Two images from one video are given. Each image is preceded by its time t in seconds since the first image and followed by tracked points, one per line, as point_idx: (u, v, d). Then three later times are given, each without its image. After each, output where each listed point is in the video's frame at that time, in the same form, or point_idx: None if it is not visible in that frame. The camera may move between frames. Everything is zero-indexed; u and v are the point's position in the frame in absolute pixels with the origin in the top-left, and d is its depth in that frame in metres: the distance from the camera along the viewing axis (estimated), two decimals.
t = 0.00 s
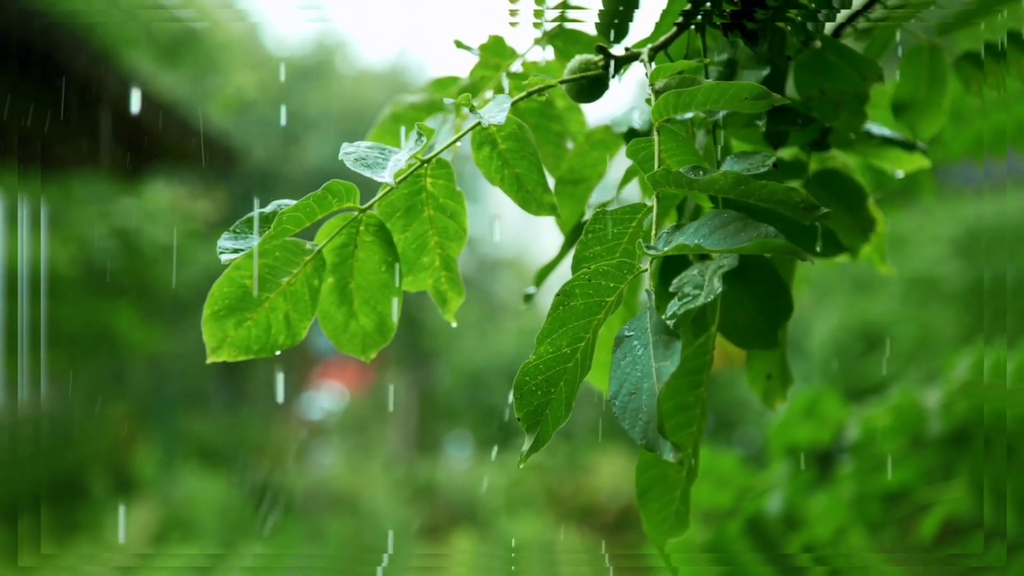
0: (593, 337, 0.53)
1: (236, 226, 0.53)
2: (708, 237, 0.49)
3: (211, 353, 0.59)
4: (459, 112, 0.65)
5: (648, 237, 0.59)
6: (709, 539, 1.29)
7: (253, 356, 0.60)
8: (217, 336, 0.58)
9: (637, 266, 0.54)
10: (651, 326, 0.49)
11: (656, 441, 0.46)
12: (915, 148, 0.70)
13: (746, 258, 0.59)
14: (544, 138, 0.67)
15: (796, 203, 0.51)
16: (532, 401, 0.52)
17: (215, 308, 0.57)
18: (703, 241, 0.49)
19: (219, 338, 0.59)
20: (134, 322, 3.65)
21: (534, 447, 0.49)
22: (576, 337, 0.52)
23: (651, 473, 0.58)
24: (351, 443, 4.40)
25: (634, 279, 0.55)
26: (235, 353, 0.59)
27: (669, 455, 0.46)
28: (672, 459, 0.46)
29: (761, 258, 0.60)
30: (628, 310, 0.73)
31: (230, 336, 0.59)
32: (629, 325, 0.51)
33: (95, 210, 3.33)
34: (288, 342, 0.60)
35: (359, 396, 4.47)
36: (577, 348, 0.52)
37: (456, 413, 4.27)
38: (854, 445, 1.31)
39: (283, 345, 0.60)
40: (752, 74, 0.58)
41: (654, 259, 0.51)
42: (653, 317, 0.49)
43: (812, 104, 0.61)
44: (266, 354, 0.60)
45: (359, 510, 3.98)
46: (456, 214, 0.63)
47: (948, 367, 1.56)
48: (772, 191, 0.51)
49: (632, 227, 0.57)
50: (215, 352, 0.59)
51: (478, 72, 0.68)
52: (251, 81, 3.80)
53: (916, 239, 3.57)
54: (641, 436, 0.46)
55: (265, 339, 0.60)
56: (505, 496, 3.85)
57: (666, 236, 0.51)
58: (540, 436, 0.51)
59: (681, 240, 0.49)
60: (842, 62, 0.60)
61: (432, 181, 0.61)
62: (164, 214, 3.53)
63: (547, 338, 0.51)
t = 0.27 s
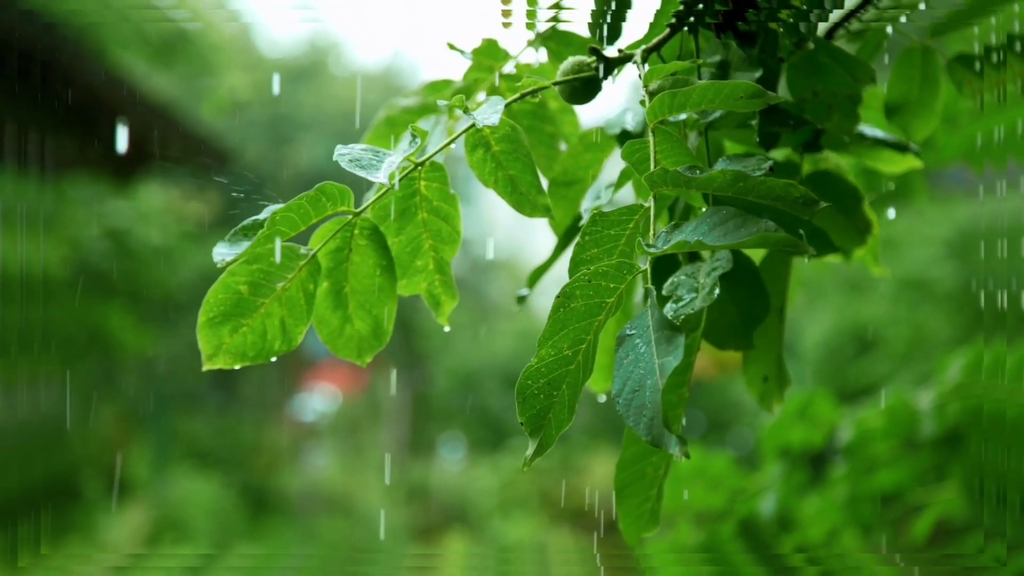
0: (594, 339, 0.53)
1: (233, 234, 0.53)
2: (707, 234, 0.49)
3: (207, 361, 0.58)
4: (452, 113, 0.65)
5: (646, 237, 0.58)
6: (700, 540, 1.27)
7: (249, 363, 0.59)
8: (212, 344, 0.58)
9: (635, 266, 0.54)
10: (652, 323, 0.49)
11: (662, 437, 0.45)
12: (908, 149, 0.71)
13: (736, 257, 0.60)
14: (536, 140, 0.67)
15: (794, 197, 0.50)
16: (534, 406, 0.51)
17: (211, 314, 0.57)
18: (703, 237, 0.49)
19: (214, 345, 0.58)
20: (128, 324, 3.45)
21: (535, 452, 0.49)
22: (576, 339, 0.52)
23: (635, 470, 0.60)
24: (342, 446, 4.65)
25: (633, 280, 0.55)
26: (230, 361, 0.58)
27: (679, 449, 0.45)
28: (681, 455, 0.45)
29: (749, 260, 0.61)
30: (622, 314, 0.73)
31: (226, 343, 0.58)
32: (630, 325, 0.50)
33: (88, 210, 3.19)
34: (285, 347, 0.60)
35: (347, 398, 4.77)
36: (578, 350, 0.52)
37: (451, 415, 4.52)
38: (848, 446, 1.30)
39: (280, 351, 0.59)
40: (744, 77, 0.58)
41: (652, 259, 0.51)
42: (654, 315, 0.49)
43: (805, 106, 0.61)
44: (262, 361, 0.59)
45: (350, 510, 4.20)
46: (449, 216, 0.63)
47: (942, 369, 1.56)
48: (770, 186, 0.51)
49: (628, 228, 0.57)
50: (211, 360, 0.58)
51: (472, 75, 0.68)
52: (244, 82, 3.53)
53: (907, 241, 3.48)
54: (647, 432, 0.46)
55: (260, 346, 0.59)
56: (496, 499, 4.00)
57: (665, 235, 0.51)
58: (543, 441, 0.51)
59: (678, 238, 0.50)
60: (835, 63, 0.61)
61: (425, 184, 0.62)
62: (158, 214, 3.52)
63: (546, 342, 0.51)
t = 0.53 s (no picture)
0: (582, 344, 0.53)
1: (223, 232, 0.53)
2: (692, 240, 0.50)
3: (192, 355, 0.58)
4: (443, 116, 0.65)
5: (633, 242, 0.59)
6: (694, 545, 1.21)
7: (233, 358, 0.60)
8: (198, 337, 0.58)
9: (623, 271, 0.54)
10: (636, 331, 0.49)
11: (642, 445, 0.45)
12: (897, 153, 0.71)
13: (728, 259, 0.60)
14: (527, 142, 0.66)
15: (780, 205, 0.51)
16: (522, 410, 0.52)
17: (196, 309, 0.57)
18: (687, 244, 0.50)
19: (199, 340, 0.58)
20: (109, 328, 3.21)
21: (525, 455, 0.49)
22: (565, 344, 0.53)
23: (638, 475, 0.59)
24: (334, 449, 4.44)
25: (621, 286, 0.55)
26: (215, 354, 0.59)
27: (655, 459, 0.45)
28: (659, 463, 0.46)
29: (744, 262, 0.60)
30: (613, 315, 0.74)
31: (211, 338, 0.59)
32: (616, 332, 0.51)
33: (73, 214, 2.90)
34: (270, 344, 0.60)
35: (341, 399, 4.53)
36: (566, 354, 0.53)
37: (441, 419, 4.28)
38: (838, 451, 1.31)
39: (265, 347, 0.60)
40: (736, 79, 0.58)
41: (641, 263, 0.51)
42: (638, 322, 0.50)
43: (796, 109, 0.60)
44: (246, 355, 0.60)
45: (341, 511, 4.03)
46: (439, 217, 0.63)
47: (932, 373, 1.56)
48: (755, 195, 0.52)
49: (617, 233, 0.57)
50: (196, 354, 0.59)
51: (462, 77, 0.68)
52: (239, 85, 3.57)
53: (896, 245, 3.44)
54: (629, 440, 0.47)
55: (245, 341, 0.59)
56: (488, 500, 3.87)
57: (652, 241, 0.52)
58: (532, 444, 0.52)
59: (666, 244, 0.50)
60: (826, 66, 0.60)
61: (416, 184, 0.62)
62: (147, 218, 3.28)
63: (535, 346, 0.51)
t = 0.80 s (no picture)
0: (576, 345, 0.53)
1: (214, 231, 0.54)
2: (686, 239, 0.50)
3: (190, 365, 0.58)
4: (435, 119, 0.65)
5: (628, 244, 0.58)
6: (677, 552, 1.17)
7: (232, 368, 0.59)
8: (195, 348, 0.57)
9: (617, 273, 0.55)
10: (631, 329, 0.51)
11: (639, 441, 0.47)
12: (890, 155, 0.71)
13: (719, 261, 0.60)
14: (519, 146, 0.66)
15: (772, 204, 0.51)
16: (516, 411, 0.52)
17: (193, 318, 0.57)
18: (680, 244, 0.50)
19: (197, 349, 0.57)
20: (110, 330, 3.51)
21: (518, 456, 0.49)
22: (558, 345, 0.53)
23: (619, 477, 0.60)
24: (326, 452, 4.50)
25: (614, 286, 0.55)
26: (213, 365, 0.58)
27: (653, 455, 0.47)
28: (656, 459, 0.48)
29: (733, 265, 0.61)
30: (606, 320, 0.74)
31: (208, 347, 0.58)
32: (611, 331, 0.53)
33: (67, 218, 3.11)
34: (267, 351, 0.60)
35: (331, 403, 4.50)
36: (560, 356, 0.53)
37: (434, 421, 4.30)
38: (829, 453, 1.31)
39: (261, 356, 0.59)
40: (728, 81, 0.58)
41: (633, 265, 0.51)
42: (633, 321, 0.51)
43: (788, 112, 0.61)
44: (245, 365, 0.59)
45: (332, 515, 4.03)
46: (434, 223, 0.63)
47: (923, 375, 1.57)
48: (748, 194, 0.52)
49: (610, 235, 0.57)
50: (193, 364, 0.58)
51: (454, 80, 0.67)
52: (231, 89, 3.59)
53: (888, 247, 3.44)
54: (626, 437, 0.48)
55: (243, 350, 0.59)
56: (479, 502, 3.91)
57: (645, 241, 0.52)
58: (526, 446, 0.52)
59: (658, 244, 0.50)
60: (816, 69, 0.61)
61: (409, 189, 0.62)
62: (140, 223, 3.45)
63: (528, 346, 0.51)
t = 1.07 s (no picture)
0: (565, 346, 0.53)
1: (206, 234, 0.53)
2: (676, 243, 0.50)
3: (174, 361, 0.58)
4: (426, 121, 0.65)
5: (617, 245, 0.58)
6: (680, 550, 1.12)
7: (216, 363, 0.60)
8: (179, 343, 0.58)
9: (606, 274, 0.54)
10: (619, 332, 0.51)
11: (623, 446, 0.47)
12: (881, 158, 0.70)
13: (711, 264, 0.60)
14: (511, 147, 0.66)
15: (764, 208, 0.51)
16: (504, 412, 0.52)
17: (178, 314, 0.57)
18: (670, 246, 0.50)
19: (180, 345, 0.58)
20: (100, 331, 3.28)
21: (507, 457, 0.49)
22: (547, 346, 0.53)
23: (610, 478, 0.59)
24: (316, 454, 4.76)
25: (604, 288, 0.55)
26: (197, 360, 0.59)
27: (636, 459, 0.47)
28: (640, 462, 0.47)
29: (727, 267, 0.60)
30: (597, 321, 0.74)
31: (193, 343, 0.59)
32: (599, 333, 0.53)
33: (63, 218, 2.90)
34: (253, 349, 0.60)
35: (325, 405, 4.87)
36: (549, 357, 0.53)
37: (426, 423, 4.64)
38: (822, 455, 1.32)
39: (248, 352, 0.60)
40: (720, 84, 0.58)
41: (623, 267, 0.51)
42: (620, 324, 0.51)
43: (780, 114, 0.61)
44: (229, 361, 0.60)
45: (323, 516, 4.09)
46: (423, 223, 0.63)
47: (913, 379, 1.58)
48: (739, 198, 0.52)
49: (601, 236, 0.57)
50: (177, 359, 0.59)
51: (447, 82, 0.68)
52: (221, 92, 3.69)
53: (882, 249, 3.50)
54: (609, 440, 0.48)
55: (227, 347, 0.59)
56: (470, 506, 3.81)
57: (635, 243, 0.52)
58: (513, 445, 0.52)
59: (649, 246, 0.50)
60: (809, 72, 0.61)
61: (400, 190, 0.62)
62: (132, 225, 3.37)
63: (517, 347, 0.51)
